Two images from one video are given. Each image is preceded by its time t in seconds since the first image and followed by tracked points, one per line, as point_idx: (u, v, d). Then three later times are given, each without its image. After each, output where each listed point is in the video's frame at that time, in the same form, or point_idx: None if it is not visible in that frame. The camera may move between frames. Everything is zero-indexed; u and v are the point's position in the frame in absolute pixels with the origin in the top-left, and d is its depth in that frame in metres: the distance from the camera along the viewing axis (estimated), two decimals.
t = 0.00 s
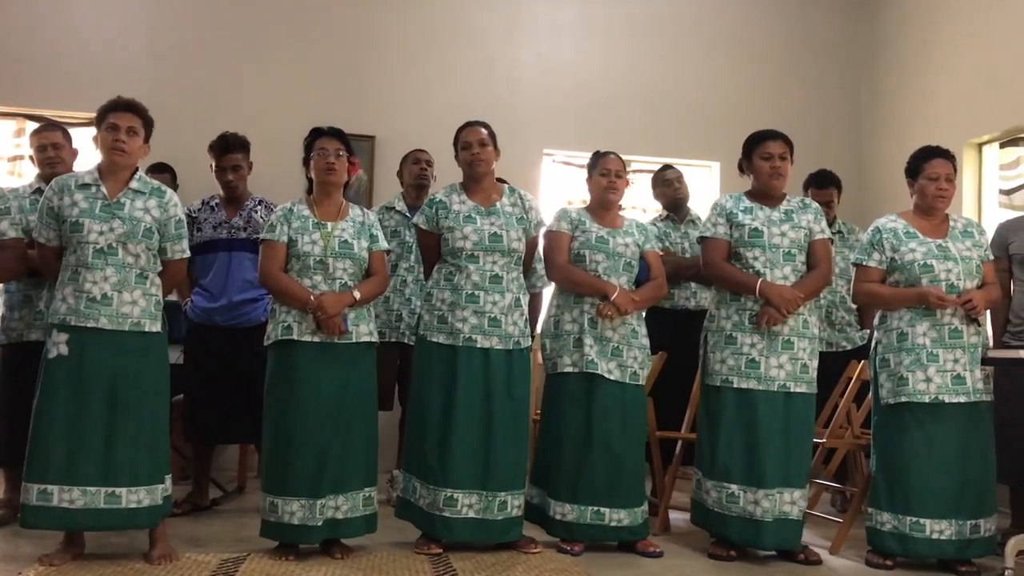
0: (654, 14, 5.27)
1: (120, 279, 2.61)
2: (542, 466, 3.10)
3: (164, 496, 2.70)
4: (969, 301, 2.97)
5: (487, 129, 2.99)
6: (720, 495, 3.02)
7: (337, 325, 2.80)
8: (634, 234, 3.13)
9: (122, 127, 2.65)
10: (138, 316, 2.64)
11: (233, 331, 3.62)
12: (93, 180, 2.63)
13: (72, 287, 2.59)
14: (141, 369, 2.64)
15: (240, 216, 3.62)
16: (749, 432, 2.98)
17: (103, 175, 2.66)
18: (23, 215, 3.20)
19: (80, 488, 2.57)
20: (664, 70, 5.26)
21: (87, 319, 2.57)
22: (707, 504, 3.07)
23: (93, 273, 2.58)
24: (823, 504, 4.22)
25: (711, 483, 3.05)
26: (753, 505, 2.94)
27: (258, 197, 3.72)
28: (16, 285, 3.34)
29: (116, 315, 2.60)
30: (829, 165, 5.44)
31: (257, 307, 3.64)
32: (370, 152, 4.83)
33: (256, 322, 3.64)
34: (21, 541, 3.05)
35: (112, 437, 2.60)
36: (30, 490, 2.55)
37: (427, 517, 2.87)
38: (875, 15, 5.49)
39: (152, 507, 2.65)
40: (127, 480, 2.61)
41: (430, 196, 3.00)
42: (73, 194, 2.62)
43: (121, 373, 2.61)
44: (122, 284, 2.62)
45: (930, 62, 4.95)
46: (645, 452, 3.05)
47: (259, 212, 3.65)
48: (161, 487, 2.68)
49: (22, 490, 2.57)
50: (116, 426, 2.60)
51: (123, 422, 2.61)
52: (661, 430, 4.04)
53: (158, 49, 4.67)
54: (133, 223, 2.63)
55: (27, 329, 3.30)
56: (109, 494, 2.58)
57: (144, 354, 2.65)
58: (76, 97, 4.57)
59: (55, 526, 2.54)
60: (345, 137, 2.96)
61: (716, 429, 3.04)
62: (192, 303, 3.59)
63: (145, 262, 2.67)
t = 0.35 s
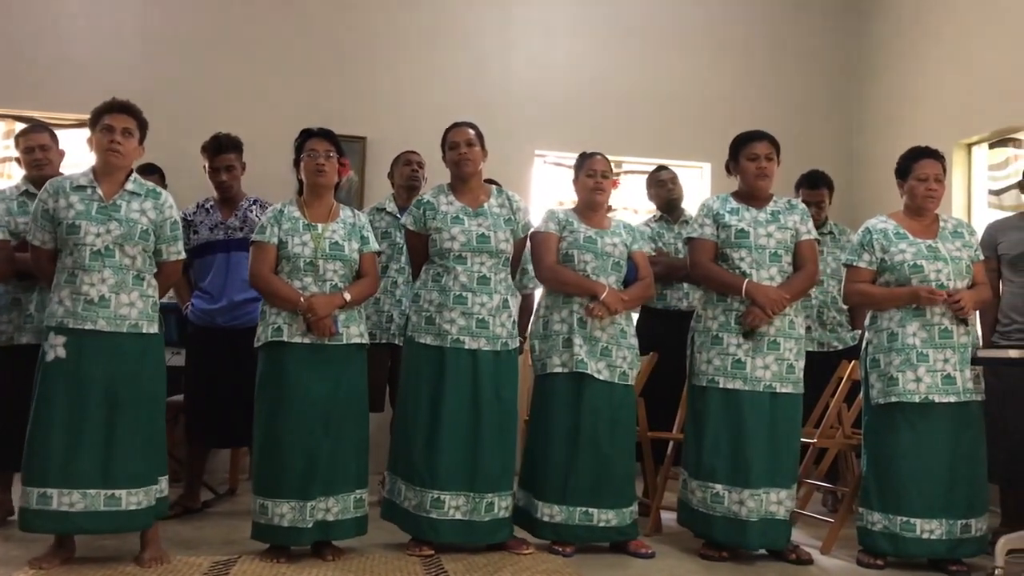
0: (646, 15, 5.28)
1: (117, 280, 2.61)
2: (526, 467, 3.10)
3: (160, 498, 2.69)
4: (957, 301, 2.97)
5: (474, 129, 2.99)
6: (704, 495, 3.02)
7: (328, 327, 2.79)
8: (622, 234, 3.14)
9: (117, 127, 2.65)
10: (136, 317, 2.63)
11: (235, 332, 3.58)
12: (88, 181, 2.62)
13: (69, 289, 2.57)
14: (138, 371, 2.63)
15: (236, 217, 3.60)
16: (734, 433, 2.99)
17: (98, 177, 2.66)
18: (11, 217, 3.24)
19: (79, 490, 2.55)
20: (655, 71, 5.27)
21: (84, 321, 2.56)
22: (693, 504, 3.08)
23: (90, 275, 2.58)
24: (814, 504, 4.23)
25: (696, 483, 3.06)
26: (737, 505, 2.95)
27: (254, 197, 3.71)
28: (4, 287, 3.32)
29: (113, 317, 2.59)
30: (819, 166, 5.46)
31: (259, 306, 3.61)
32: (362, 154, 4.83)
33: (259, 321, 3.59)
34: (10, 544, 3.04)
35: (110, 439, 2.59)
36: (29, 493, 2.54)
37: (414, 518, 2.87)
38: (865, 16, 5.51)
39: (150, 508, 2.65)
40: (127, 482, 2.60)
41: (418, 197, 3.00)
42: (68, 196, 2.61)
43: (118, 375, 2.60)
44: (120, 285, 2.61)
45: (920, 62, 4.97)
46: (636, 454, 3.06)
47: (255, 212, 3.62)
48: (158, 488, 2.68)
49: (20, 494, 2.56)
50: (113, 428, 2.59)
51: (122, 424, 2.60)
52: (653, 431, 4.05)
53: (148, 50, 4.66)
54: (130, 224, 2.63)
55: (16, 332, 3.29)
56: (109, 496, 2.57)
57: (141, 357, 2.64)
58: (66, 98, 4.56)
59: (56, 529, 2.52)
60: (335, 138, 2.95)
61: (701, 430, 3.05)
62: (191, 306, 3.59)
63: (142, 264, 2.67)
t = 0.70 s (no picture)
0: (638, 16, 5.29)
1: (122, 282, 2.60)
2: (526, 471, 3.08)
3: (167, 498, 2.69)
4: (951, 301, 3.00)
5: (464, 130, 3.00)
6: (692, 495, 3.03)
7: (320, 328, 2.79)
8: (616, 235, 3.13)
9: (121, 130, 2.63)
10: (142, 318, 2.62)
11: (239, 334, 3.56)
12: (90, 184, 2.61)
13: (74, 292, 2.56)
14: (143, 374, 2.62)
15: (234, 219, 3.57)
16: (724, 436, 2.99)
17: (101, 179, 2.64)
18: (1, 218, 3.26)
19: (89, 493, 2.54)
20: (647, 72, 5.28)
21: (91, 323, 2.55)
22: (682, 504, 3.08)
23: (95, 277, 2.56)
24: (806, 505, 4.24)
25: (684, 483, 3.06)
26: (725, 506, 2.95)
27: (251, 199, 3.68)
28: None
29: (120, 318, 2.58)
30: (811, 167, 5.47)
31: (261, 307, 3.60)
32: (354, 155, 4.83)
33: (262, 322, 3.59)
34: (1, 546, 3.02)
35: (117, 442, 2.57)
36: (40, 497, 2.54)
37: (407, 521, 2.86)
38: (856, 18, 5.53)
39: (158, 509, 2.65)
40: (135, 484, 2.59)
41: (408, 198, 2.99)
42: (71, 199, 2.59)
43: (124, 378, 2.58)
44: (125, 287, 2.60)
45: (910, 64, 4.98)
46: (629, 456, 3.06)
47: (252, 213, 3.60)
48: (165, 489, 2.68)
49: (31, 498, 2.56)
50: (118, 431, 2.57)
51: (129, 426, 2.59)
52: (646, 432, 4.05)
53: (140, 50, 4.64)
54: (134, 226, 2.62)
55: (4, 333, 3.28)
56: (118, 498, 2.56)
57: (146, 359, 2.63)
58: (59, 99, 4.53)
59: (66, 531, 2.52)
60: (327, 139, 2.95)
61: (692, 431, 3.06)
62: (192, 310, 3.55)
63: (145, 265, 2.66)
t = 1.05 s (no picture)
0: (632, 19, 5.29)
1: (126, 282, 2.59)
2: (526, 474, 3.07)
3: (175, 499, 2.68)
4: (941, 306, 2.99)
5: (455, 131, 3.00)
6: (684, 497, 3.03)
7: (310, 329, 2.78)
8: (614, 237, 3.12)
9: (123, 130, 2.62)
10: (146, 318, 2.61)
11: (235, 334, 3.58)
12: (93, 184, 2.59)
13: (78, 292, 2.55)
14: (148, 374, 2.60)
15: (232, 219, 3.55)
16: (716, 440, 2.99)
17: (104, 179, 2.62)
18: None
19: (97, 493, 2.53)
20: (641, 75, 5.28)
21: (95, 324, 2.54)
22: (674, 507, 3.08)
23: (100, 277, 2.55)
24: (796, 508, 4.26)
25: (675, 485, 3.07)
26: (717, 508, 2.96)
27: (249, 200, 3.67)
28: None
29: (125, 318, 2.57)
30: (803, 171, 5.49)
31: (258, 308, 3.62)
32: (348, 155, 4.83)
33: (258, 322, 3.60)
34: None
35: (123, 441, 2.56)
36: (51, 497, 2.54)
37: (398, 522, 2.86)
38: (849, 22, 5.54)
39: (166, 509, 2.64)
40: (142, 483, 2.58)
41: (399, 199, 2.99)
42: (74, 199, 2.58)
43: (129, 378, 2.57)
44: (129, 287, 2.59)
45: (904, 67, 5.00)
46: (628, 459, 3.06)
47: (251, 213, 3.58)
48: (173, 488, 2.67)
49: (42, 497, 2.55)
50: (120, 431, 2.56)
51: (135, 426, 2.57)
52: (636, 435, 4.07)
53: (135, 48, 4.62)
54: (137, 226, 2.61)
55: None
56: (126, 498, 2.55)
57: (151, 359, 2.62)
58: (51, 97, 4.51)
59: (72, 531, 2.50)
60: (319, 139, 2.94)
61: (683, 434, 3.05)
62: (189, 309, 3.57)
63: (149, 265, 2.65)
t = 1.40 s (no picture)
0: (626, 25, 5.31)
1: (124, 284, 2.58)
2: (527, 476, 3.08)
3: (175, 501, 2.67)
4: (927, 313, 3.01)
5: (444, 134, 3.01)
6: (680, 503, 3.03)
7: (302, 331, 2.78)
8: (616, 241, 3.13)
9: (121, 132, 2.62)
10: (144, 320, 2.60)
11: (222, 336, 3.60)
12: (91, 186, 2.59)
13: (75, 295, 2.54)
14: (145, 375, 2.59)
15: (226, 221, 3.53)
16: (712, 444, 3.00)
17: (102, 181, 2.62)
18: None
19: (94, 494, 2.52)
20: (634, 81, 5.30)
21: (93, 326, 2.53)
22: (669, 513, 3.07)
23: (97, 279, 2.54)
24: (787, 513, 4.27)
25: (672, 491, 3.06)
26: (714, 514, 2.96)
27: (244, 203, 3.65)
28: None
29: (122, 320, 2.56)
30: (796, 177, 5.51)
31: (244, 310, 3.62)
32: (341, 157, 4.84)
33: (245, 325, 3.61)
34: None
35: (120, 442, 2.55)
36: (48, 498, 2.53)
37: (385, 526, 2.85)
38: (841, 30, 5.57)
39: (165, 512, 2.63)
40: (140, 485, 2.57)
41: (388, 201, 2.99)
42: (72, 201, 2.57)
43: (126, 380, 2.56)
44: (126, 288, 2.58)
45: (895, 75, 5.02)
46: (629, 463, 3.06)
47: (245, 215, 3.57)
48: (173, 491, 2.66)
49: (37, 497, 2.54)
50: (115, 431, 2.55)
51: (132, 428, 2.56)
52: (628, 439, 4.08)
53: (130, 49, 4.63)
54: (135, 228, 2.60)
55: None
56: (124, 500, 2.53)
57: (149, 360, 2.61)
58: (45, 97, 4.51)
59: (70, 533, 2.50)
60: (312, 142, 2.94)
61: (679, 440, 3.06)
62: (177, 309, 3.59)
63: (147, 267, 2.64)
